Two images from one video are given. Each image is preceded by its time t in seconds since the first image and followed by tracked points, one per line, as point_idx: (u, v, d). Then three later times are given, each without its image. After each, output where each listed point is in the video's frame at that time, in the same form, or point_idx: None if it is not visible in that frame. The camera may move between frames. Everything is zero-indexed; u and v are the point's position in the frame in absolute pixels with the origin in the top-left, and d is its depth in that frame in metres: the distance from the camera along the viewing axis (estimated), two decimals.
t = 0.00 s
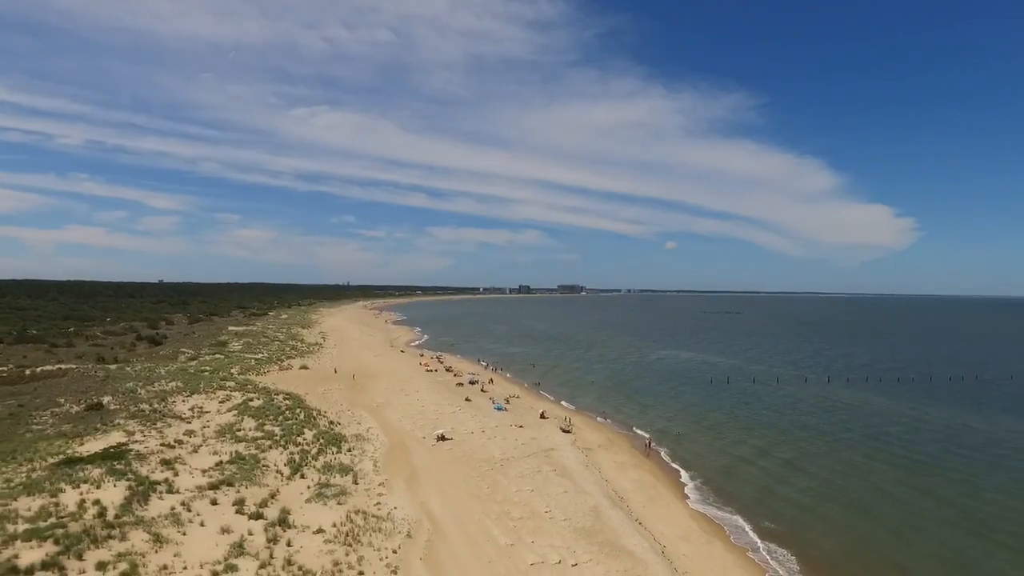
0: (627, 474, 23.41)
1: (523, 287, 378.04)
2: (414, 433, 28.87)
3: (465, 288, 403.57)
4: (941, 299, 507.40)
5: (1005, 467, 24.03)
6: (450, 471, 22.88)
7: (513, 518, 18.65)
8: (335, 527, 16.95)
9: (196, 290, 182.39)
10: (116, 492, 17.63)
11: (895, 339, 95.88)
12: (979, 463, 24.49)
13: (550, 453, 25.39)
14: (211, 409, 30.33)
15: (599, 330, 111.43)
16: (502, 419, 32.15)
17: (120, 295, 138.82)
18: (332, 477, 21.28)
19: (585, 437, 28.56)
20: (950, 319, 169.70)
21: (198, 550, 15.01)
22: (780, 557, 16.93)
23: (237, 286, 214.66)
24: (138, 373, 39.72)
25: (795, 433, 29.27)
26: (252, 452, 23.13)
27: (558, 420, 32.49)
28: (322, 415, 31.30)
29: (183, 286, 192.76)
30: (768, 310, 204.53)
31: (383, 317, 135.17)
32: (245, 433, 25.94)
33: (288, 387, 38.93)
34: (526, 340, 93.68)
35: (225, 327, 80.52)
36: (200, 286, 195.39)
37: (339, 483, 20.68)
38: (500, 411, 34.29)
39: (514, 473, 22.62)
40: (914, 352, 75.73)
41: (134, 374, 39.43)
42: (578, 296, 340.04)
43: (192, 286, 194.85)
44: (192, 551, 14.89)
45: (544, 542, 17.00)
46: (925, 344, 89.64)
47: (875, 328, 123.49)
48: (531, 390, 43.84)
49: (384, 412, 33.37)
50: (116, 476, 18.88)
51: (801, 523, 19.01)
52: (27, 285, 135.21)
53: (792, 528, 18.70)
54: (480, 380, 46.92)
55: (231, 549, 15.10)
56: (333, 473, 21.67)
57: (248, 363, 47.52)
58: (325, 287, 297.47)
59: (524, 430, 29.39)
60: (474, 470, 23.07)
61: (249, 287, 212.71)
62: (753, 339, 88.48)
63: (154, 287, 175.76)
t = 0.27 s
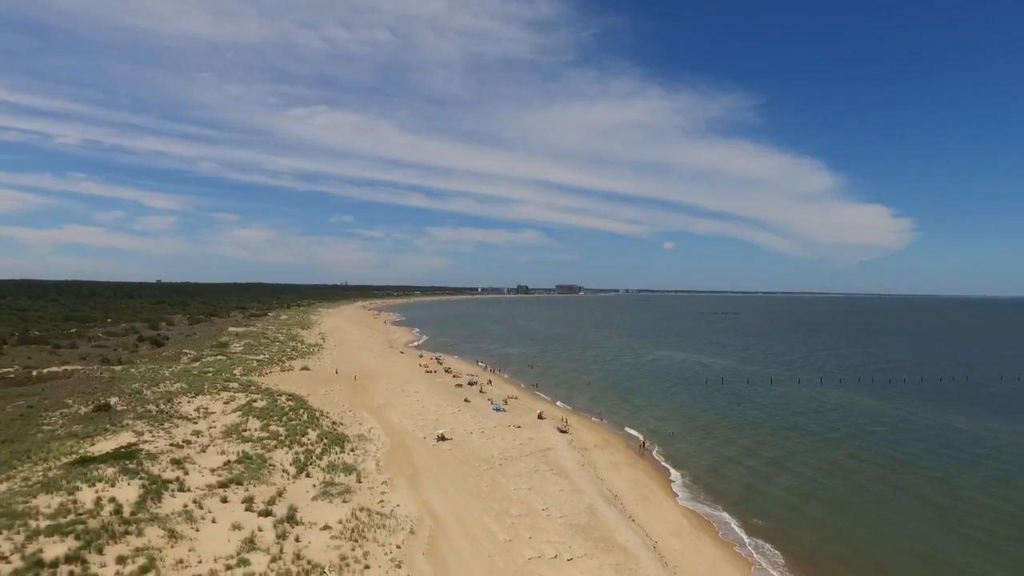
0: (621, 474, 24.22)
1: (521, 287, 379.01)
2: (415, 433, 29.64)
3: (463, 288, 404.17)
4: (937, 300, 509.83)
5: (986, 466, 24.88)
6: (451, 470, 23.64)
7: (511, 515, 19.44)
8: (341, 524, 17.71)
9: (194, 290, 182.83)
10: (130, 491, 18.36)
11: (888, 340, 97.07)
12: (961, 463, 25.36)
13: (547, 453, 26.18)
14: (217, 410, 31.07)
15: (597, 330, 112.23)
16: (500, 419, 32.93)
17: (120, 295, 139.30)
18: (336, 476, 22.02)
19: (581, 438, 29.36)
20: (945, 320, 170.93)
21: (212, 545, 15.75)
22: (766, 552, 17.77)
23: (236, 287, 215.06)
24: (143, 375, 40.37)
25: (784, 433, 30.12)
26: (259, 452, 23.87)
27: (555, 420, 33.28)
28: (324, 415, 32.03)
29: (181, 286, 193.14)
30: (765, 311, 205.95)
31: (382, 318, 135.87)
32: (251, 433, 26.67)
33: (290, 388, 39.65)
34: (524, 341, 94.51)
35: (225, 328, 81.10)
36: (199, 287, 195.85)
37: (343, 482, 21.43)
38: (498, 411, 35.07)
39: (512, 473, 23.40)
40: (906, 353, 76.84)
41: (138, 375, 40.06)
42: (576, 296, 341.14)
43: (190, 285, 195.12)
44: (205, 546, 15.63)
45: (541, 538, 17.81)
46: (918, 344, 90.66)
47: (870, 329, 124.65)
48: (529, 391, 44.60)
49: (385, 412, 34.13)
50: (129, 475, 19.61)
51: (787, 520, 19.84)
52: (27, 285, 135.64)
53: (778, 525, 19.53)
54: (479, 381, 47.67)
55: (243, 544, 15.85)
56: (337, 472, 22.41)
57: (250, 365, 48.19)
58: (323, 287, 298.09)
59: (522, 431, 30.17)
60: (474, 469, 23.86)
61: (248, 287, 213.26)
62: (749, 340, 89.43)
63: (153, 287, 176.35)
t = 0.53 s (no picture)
0: (617, 472, 25.00)
1: (520, 287, 379.71)
2: (417, 433, 30.41)
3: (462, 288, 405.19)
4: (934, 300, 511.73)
5: (968, 465, 25.70)
6: (451, 470, 24.40)
7: (510, 512, 20.21)
8: (347, 520, 18.46)
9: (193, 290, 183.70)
10: (143, 489, 19.10)
11: (883, 340, 97.96)
12: (945, 462, 26.17)
13: (545, 452, 26.95)
14: (222, 411, 31.81)
15: (595, 331, 113.03)
16: (499, 420, 33.69)
17: (120, 296, 139.92)
18: (341, 474, 22.76)
19: (578, 437, 30.12)
20: (942, 321, 171.53)
21: (224, 541, 16.49)
22: (753, 547, 18.58)
23: (236, 287, 215.63)
24: (147, 376, 41.01)
25: (775, 432, 30.93)
26: (265, 451, 24.59)
27: (552, 421, 34.07)
28: (327, 416, 32.77)
29: (179, 286, 193.79)
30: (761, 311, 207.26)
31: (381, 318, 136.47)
32: (256, 433, 27.38)
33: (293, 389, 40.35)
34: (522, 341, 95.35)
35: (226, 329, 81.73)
36: (198, 287, 196.44)
37: (348, 481, 22.16)
38: (497, 412, 35.82)
39: (511, 471, 24.18)
40: (899, 353, 77.87)
41: (143, 376, 40.72)
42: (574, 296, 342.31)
43: (189, 286, 195.62)
44: (218, 541, 16.37)
45: (539, 533, 18.61)
46: (912, 345, 91.61)
47: (865, 329, 125.58)
48: (527, 392, 45.34)
49: (387, 413, 34.90)
50: (142, 474, 20.34)
51: (774, 517, 20.63)
52: (28, 286, 136.16)
53: (766, 521, 20.33)
54: (478, 382, 48.41)
55: (254, 539, 16.61)
56: (341, 471, 23.14)
57: (252, 366, 48.86)
58: (322, 288, 299.00)
59: (520, 431, 30.94)
60: (474, 468, 24.63)
61: (246, 287, 214.36)
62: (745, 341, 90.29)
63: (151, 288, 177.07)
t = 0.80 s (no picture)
0: (612, 471, 25.82)
1: (518, 287, 380.79)
2: (417, 433, 31.20)
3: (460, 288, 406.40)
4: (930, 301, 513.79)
5: (949, 464, 26.55)
6: (452, 469, 25.19)
7: (509, 510, 21.00)
8: (352, 518, 19.22)
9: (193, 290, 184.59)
10: (155, 487, 19.84)
11: (878, 341, 98.98)
12: (927, 461, 27.02)
13: (543, 452, 27.75)
14: (227, 411, 32.55)
15: (593, 331, 113.98)
16: (497, 420, 34.50)
17: (120, 296, 140.50)
18: (345, 473, 23.53)
19: (575, 438, 30.92)
20: (938, 321, 172.64)
21: (235, 537, 17.25)
22: (740, 543, 19.40)
23: (235, 287, 216.21)
24: (152, 377, 41.79)
25: (766, 432, 31.74)
26: (271, 451, 25.35)
27: (550, 421, 34.90)
28: (330, 417, 33.56)
29: (180, 286, 194.92)
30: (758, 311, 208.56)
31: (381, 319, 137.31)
32: (262, 434, 28.14)
33: (295, 389, 41.15)
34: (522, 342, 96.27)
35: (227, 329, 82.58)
36: (198, 287, 196.97)
37: (352, 479, 22.94)
38: (495, 413, 36.63)
39: (509, 471, 24.99)
40: (891, 354, 78.88)
41: (148, 377, 41.49)
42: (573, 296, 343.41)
43: (189, 286, 196.60)
44: (230, 538, 17.12)
45: (536, 530, 19.41)
46: (907, 346, 92.62)
47: (861, 330, 126.65)
48: (525, 393, 46.16)
49: (388, 414, 35.70)
50: (154, 473, 21.10)
51: (760, 514, 21.45)
52: (29, 287, 136.29)
53: (753, 518, 21.12)
54: (478, 383, 49.23)
55: (264, 536, 17.36)
56: (345, 471, 23.91)
57: (255, 367, 49.63)
58: (321, 287, 299.84)
59: (518, 431, 31.74)
60: (474, 467, 25.42)
61: (245, 287, 215.51)
62: (741, 341, 91.26)
63: (151, 287, 178.11)
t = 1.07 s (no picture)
0: (607, 470, 26.58)
1: (517, 287, 381.29)
2: (418, 433, 31.94)
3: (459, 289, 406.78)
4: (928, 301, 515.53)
5: (932, 462, 27.38)
6: (453, 468, 25.93)
7: (508, 507, 21.75)
8: (357, 514, 19.94)
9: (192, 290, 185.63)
10: (166, 486, 20.54)
11: (874, 341, 99.87)
12: (911, 459, 27.85)
13: (541, 451, 28.51)
14: (232, 412, 33.22)
15: (592, 332, 114.82)
16: (496, 420, 35.26)
17: (120, 296, 140.82)
18: (349, 472, 24.26)
19: (572, 437, 31.69)
20: (934, 321, 173.63)
21: (245, 532, 17.96)
22: (729, 537, 20.22)
23: (234, 287, 216.43)
24: (156, 378, 42.52)
25: (758, 432, 32.48)
26: (276, 450, 26.07)
27: (548, 421, 35.66)
28: (333, 417, 34.29)
29: (180, 286, 196.08)
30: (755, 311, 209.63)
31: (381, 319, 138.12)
32: (267, 433, 28.86)
33: (297, 390, 41.91)
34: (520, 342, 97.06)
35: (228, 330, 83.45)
36: (197, 287, 197.12)
37: (356, 478, 23.66)
38: (494, 413, 37.40)
39: (509, 469, 25.74)
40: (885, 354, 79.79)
41: (152, 378, 42.22)
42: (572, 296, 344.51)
43: (190, 286, 197.74)
44: (240, 533, 17.83)
45: (534, 526, 20.16)
46: (902, 346, 93.49)
47: (858, 330, 127.60)
48: (523, 393, 46.92)
49: (390, 414, 36.45)
50: (164, 472, 21.81)
51: (749, 511, 22.17)
52: (30, 287, 137.16)
53: (741, 515, 21.92)
54: (477, 383, 49.99)
55: (273, 531, 18.08)
56: (349, 469, 24.63)
57: (257, 367, 50.38)
58: (320, 288, 300.89)
59: (516, 431, 32.50)
60: (474, 466, 26.16)
61: (245, 287, 216.56)
62: (738, 342, 92.11)
63: (151, 288, 179.20)
